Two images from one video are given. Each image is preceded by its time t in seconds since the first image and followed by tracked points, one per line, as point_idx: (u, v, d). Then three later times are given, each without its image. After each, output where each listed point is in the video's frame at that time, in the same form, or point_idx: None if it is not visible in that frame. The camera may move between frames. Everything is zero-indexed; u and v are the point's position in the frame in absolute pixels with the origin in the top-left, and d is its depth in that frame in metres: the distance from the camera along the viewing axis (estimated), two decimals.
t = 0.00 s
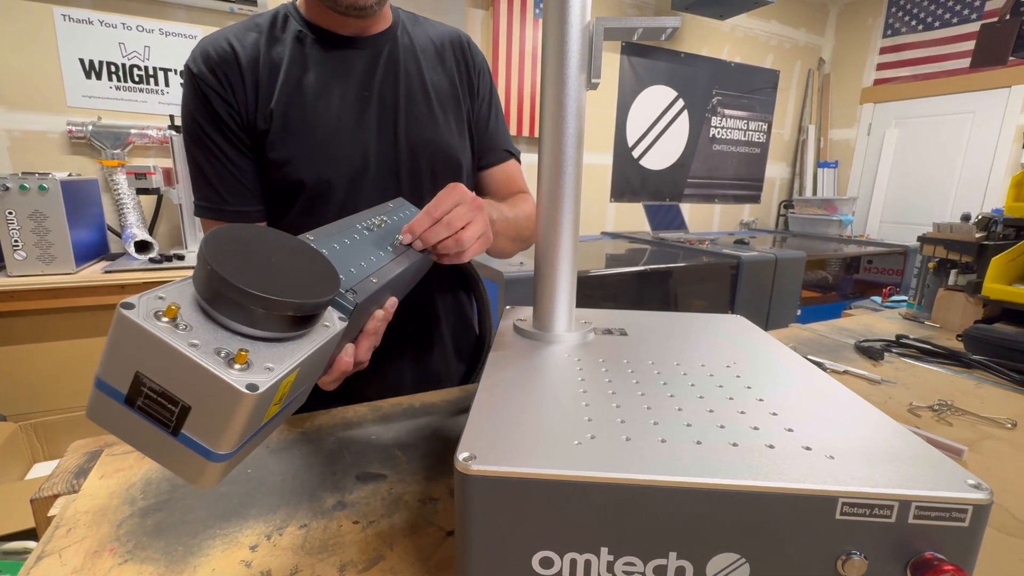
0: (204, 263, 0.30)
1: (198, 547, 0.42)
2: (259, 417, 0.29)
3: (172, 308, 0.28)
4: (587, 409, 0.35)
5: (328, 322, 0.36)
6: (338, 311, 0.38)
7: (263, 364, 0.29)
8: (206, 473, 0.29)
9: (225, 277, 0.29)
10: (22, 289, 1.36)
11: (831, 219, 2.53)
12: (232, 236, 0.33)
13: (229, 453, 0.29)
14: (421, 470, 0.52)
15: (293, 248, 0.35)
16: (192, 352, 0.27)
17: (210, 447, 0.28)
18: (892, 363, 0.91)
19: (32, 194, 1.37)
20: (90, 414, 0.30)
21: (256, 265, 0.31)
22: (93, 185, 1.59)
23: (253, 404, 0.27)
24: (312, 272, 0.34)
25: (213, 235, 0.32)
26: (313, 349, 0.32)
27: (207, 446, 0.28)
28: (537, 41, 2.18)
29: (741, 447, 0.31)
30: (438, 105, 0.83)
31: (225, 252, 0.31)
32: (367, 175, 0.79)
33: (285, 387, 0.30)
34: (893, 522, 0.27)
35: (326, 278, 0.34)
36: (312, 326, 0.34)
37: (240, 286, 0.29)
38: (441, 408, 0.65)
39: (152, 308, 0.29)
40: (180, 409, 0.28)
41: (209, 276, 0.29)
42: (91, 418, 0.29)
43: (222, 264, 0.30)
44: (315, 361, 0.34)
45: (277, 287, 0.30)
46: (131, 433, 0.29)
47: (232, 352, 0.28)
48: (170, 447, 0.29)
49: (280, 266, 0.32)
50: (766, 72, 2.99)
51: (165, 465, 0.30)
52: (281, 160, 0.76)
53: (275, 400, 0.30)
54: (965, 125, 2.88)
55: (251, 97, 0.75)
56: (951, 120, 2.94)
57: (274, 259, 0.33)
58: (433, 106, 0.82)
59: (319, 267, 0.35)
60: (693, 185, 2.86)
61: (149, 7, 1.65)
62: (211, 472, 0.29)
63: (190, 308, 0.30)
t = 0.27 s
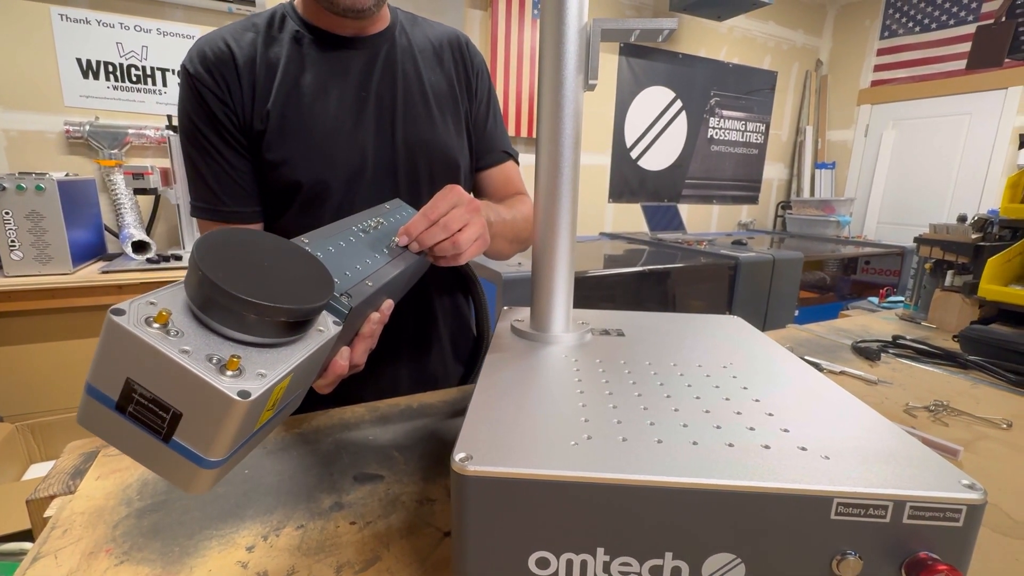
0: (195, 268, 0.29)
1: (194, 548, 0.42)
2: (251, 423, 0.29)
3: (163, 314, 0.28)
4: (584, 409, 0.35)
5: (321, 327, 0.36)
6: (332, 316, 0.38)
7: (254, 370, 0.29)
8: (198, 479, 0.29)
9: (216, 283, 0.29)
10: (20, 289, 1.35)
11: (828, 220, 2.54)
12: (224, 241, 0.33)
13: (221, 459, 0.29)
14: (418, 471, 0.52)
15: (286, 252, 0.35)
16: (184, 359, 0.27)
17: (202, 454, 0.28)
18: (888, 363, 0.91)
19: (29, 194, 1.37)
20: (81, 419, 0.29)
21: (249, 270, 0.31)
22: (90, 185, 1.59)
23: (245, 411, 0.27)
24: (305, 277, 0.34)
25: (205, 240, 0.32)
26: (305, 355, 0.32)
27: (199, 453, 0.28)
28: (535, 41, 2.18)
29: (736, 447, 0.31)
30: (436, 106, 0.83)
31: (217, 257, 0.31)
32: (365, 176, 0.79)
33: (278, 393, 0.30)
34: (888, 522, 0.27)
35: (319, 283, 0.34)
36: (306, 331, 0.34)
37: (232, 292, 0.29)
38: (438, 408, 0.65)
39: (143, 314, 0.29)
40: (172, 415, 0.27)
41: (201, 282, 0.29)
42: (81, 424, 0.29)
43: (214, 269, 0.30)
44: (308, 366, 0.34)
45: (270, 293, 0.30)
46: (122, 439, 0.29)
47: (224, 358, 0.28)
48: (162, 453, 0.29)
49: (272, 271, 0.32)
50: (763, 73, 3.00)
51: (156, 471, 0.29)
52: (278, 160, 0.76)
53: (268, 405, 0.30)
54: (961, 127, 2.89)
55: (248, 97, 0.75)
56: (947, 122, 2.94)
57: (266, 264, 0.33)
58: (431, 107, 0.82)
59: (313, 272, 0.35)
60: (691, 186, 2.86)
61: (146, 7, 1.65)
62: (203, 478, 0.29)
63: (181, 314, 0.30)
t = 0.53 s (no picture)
0: (194, 271, 0.29)
1: (194, 548, 0.42)
2: (251, 426, 0.29)
3: (163, 317, 0.28)
4: (585, 410, 0.35)
5: (322, 329, 0.36)
6: (332, 318, 0.38)
7: (254, 374, 0.29)
8: (197, 483, 0.29)
9: (216, 286, 0.29)
10: (22, 289, 1.35)
11: (828, 220, 2.54)
12: (224, 243, 0.33)
13: (220, 463, 0.28)
14: (418, 471, 0.52)
15: (286, 254, 0.35)
16: (182, 362, 0.27)
17: (201, 457, 0.28)
18: (888, 364, 0.91)
19: (28, 194, 1.37)
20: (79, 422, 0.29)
21: (248, 273, 0.31)
22: (90, 185, 1.59)
23: (245, 415, 0.27)
24: (305, 279, 0.34)
25: (204, 242, 0.32)
26: (306, 357, 0.32)
27: (198, 456, 0.28)
28: (535, 42, 2.18)
29: (737, 448, 0.31)
30: (437, 106, 0.83)
31: (216, 260, 0.31)
32: (365, 176, 0.79)
33: (278, 395, 0.30)
34: (889, 523, 0.27)
35: (319, 285, 0.34)
36: (306, 333, 0.34)
37: (233, 296, 0.29)
38: (439, 409, 0.65)
39: (142, 316, 0.28)
40: (171, 419, 0.27)
41: (200, 284, 0.29)
42: (80, 426, 0.29)
43: (213, 272, 0.30)
44: (308, 369, 0.34)
45: (269, 296, 0.30)
46: (121, 442, 0.29)
47: (223, 361, 0.28)
48: (161, 456, 0.29)
49: (272, 273, 0.32)
50: (763, 74, 3.00)
51: (156, 474, 0.29)
52: (277, 161, 0.76)
53: (268, 408, 0.30)
54: (960, 128, 2.89)
55: (247, 98, 0.75)
56: (947, 123, 2.94)
57: (266, 267, 0.33)
58: (431, 107, 0.82)
59: (312, 274, 0.35)
60: (691, 187, 2.86)
61: (146, 7, 1.65)
62: (202, 482, 0.29)
63: (181, 316, 0.30)
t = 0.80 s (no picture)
0: (188, 270, 0.29)
1: (191, 549, 0.42)
2: (245, 426, 0.29)
3: (156, 316, 0.28)
4: (581, 411, 0.35)
5: (317, 330, 0.36)
6: (328, 318, 0.38)
7: (248, 373, 0.29)
8: (191, 483, 0.29)
9: (210, 284, 0.29)
10: (23, 290, 1.35)
11: (826, 222, 2.54)
12: (219, 242, 0.33)
13: (214, 463, 0.28)
14: (415, 473, 0.52)
15: (281, 253, 0.35)
16: (176, 361, 0.27)
17: (194, 457, 0.28)
18: (886, 365, 0.92)
19: (27, 195, 1.37)
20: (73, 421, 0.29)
21: (244, 272, 0.31)
22: (89, 185, 1.59)
23: (239, 414, 0.27)
24: (301, 278, 0.34)
25: (199, 241, 0.32)
26: (300, 357, 0.32)
27: (192, 456, 0.28)
28: (534, 43, 2.18)
29: (733, 449, 0.31)
30: (435, 108, 0.83)
31: (211, 259, 0.31)
32: (363, 178, 0.80)
33: (273, 395, 0.30)
34: (884, 524, 0.27)
35: (315, 285, 0.34)
36: (301, 332, 0.34)
37: (226, 294, 0.29)
38: (437, 410, 0.65)
39: (135, 315, 0.28)
40: (165, 418, 0.27)
41: (195, 283, 0.29)
42: (73, 426, 0.29)
43: (208, 271, 0.30)
44: (303, 369, 0.34)
45: (264, 295, 0.30)
46: (114, 442, 0.29)
47: (217, 360, 0.28)
48: (155, 456, 0.29)
49: (268, 272, 0.32)
50: (761, 76, 3.01)
51: (149, 474, 0.29)
52: (275, 162, 0.76)
53: (263, 408, 0.30)
54: (959, 130, 2.89)
55: (245, 99, 0.75)
56: (945, 124, 2.95)
57: (261, 266, 0.33)
58: (430, 109, 0.82)
59: (308, 273, 0.35)
60: (689, 188, 2.87)
61: (146, 8, 1.65)
62: (196, 482, 0.29)
63: (175, 315, 0.30)
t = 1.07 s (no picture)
0: (191, 273, 0.30)
1: (191, 549, 0.42)
2: (248, 429, 0.29)
3: (159, 318, 0.28)
4: (581, 412, 0.36)
5: (320, 331, 0.36)
6: (330, 320, 0.38)
7: (251, 376, 0.29)
8: (193, 486, 0.29)
9: (214, 287, 0.29)
10: (25, 291, 1.36)
11: (826, 222, 2.54)
12: (223, 243, 0.33)
13: (216, 466, 0.28)
14: (415, 473, 0.52)
15: (284, 255, 0.35)
16: (179, 364, 0.27)
17: (196, 460, 0.28)
18: (885, 366, 0.92)
19: (27, 195, 1.37)
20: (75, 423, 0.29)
21: (247, 274, 0.31)
22: (88, 185, 1.59)
23: (241, 418, 0.27)
24: (304, 281, 0.34)
25: (202, 243, 0.32)
26: (303, 359, 0.32)
27: (194, 459, 0.28)
28: (534, 44, 2.19)
29: (733, 450, 0.31)
30: (436, 108, 0.83)
31: (215, 261, 0.31)
32: (363, 178, 0.80)
33: (275, 397, 0.30)
34: (883, 525, 0.27)
35: (318, 287, 0.35)
36: (304, 335, 0.34)
37: (231, 298, 0.29)
38: (437, 410, 0.65)
39: (138, 318, 0.29)
40: (167, 421, 0.27)
41: (198, 287, 0.29)
42: (76, 428, 0.29)
43: (211, 274, 0.30)
44: (306, 371, 0.34)
45: (267, 298, 0.30)
46: (117, 445, 0.29)
47: (220, 363, 0.28)
48: (157, 459, 0.29)
49: (272, 275, 0.33)
50: (761, 77, 3.01)
51: (151, 476, 0.29)
52: (275, 163, 0.76)
53: (265, 410, 0.30)
54: (958, 131, 2.89)
55: (245, 99, 0.75)
56: (945, 126, 2.95)
57: (265, 268, 0.33)
58: (430, 109, 0.82)
59: (310, 275, 0.35)
60: (689, 189, 2.87)
61: (146, 8, 1.65)
62: (199, 485, 0.29)
63: (178, 318, 0.30)
